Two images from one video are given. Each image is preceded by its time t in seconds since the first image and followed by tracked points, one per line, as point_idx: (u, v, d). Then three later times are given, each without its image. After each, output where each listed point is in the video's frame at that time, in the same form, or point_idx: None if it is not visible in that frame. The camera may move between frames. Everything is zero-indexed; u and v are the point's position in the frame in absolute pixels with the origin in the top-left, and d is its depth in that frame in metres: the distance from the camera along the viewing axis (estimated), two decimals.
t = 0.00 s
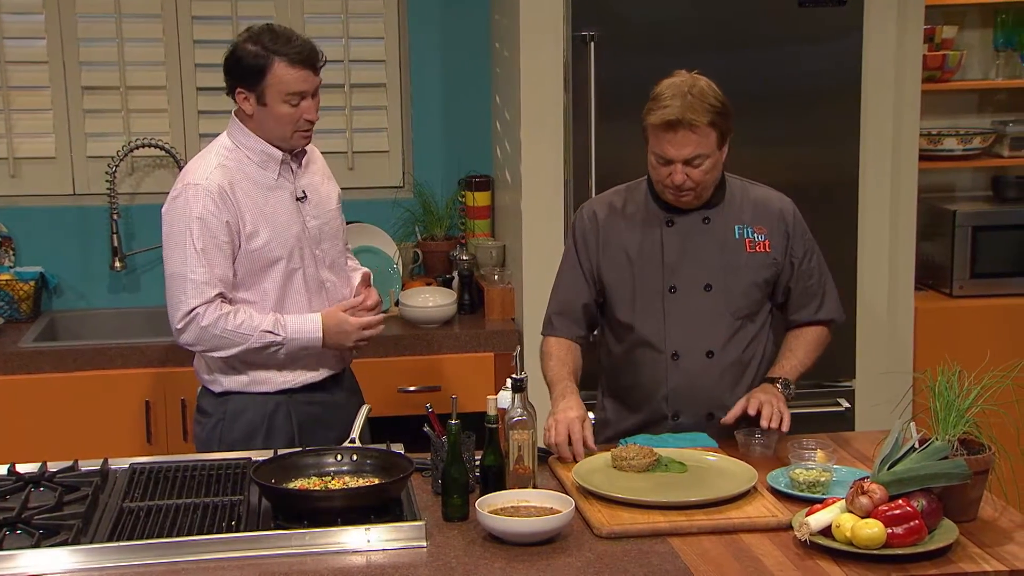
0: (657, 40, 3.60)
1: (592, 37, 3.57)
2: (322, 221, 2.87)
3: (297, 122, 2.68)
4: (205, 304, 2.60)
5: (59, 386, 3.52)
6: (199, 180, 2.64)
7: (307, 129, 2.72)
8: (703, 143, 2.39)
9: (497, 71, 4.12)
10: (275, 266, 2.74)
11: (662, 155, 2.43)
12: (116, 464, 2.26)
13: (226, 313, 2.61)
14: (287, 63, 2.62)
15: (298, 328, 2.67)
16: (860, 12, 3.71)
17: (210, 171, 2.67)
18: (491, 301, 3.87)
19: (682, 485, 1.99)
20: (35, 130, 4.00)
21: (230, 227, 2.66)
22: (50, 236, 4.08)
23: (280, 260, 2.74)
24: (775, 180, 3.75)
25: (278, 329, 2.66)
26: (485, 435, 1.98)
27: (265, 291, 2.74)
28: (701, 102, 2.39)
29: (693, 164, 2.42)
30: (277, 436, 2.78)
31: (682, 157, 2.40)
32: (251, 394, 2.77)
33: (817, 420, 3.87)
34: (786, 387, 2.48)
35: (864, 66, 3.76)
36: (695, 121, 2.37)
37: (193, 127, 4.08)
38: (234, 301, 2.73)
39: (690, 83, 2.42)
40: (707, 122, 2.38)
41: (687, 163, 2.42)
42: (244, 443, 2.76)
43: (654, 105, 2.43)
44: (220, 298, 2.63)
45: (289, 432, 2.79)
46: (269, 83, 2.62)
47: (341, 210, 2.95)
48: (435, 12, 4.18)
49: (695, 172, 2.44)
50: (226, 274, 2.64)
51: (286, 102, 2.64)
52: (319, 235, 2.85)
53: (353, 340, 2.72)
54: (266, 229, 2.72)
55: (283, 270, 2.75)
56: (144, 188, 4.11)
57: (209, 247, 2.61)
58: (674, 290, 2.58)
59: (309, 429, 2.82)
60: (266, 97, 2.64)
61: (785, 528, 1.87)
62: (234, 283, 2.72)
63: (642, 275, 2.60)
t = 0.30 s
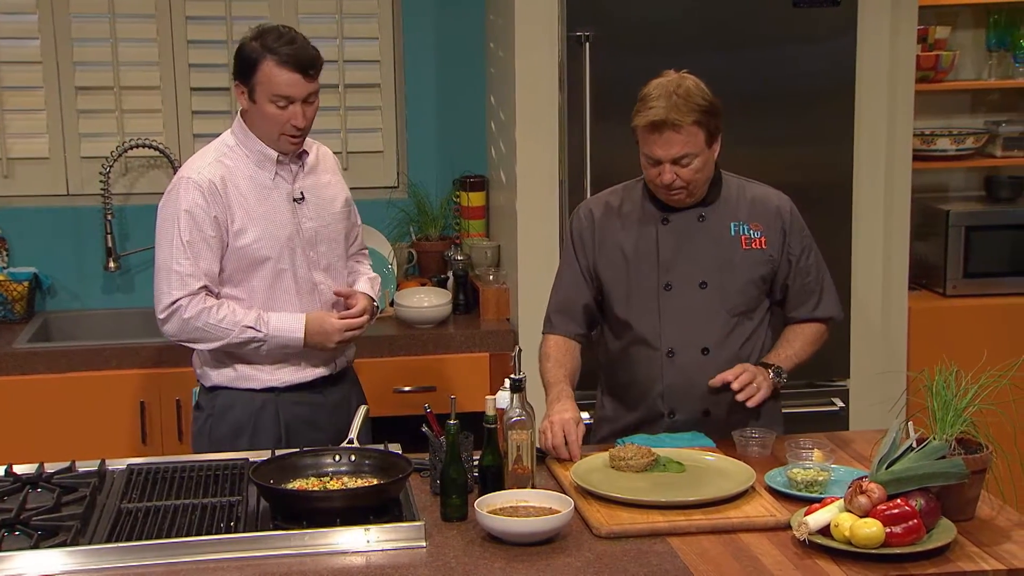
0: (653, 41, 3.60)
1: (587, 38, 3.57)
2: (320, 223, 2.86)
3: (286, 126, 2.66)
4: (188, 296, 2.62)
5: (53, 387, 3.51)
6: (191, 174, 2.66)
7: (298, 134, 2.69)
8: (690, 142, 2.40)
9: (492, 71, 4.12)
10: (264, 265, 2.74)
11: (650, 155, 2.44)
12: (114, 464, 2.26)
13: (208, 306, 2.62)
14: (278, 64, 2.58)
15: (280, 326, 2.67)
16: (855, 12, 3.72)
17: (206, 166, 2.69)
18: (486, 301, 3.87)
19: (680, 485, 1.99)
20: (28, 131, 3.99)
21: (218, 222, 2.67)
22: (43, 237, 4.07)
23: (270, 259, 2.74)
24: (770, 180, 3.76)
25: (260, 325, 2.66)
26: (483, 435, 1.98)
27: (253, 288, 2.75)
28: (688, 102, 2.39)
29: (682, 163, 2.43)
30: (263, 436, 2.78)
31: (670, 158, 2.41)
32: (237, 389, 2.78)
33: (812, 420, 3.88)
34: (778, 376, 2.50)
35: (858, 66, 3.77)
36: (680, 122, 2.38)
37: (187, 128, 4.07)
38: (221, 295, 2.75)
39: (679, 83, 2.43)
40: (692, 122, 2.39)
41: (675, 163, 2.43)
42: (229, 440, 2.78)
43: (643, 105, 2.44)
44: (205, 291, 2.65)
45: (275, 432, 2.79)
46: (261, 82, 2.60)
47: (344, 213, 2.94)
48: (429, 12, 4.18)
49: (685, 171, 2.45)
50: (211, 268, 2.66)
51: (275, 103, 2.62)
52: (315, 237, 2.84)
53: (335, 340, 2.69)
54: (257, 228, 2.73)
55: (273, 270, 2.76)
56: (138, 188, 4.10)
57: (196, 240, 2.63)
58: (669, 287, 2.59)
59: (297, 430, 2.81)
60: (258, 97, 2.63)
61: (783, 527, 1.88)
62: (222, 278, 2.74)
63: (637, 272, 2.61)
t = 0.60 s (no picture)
0: (647, 41, 3.61)
1: (582, 38, 3.57)
2: (322, 223, 2.86)
3: (282, 124, 2.66)
4: (179, 286, 2.66)
5: (47, 388, 3.50)
6: (193, 167, 2.71)
7: (296, 133, 2.69)
8: (684, 123, 2.41)
9: (486, 71, 4.13)
10: (259, 261, 2.75)
11: (647, 139, 2.46)
12: (111, 465, 2.26)
13: (197, 298, 2.66)
14: (276, 63, 2.58)
15: (267, 322, 2.67)
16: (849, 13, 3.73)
17: (209, 161, 2.73)
18: (481, 301, 3.87)
19: (679, 485, 2.00)
20: (21, 131, 3.98)
21: (214, 216, 2.71)
22: (36, 238, 4.06)
23: (265, 255, 2.75)
24: (764, 180, 3.76)
25: (247, 320, 2.67)
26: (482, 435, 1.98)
27: (248, 284, 2.76)
28: (683, 83, 2.43)
29: (677, 147, 2.44)
30: (254, 432, 2.78)
31: (664, 140, 2.43)
32: (231, 383, 2.79)
33: (806, 419, 3.89)
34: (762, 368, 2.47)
35: (853, 66, 3.78)
36: (673, 101, 2.41)
37: (181, 128, 4.07)
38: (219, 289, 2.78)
39: (674, 70, 2.47)
40: (686, 103, 2.41)
41: (670, 146, 2.44)
42: (221, 434, 2.79)
43: (640, 91, 2.48)
44: (197, 283, 2.69)
45: (268, 428, 2.79)
46: (260, 79, 2.61)
47: (352, 215, 2.93)
48: (424, 12, 4.19)
49: (679, 155, 2.45)
50: (204, 260, 2.69)
51: (272, 101, 2.62)
52: (314, 238, 2.83)
53: (319, 340, 2.66)
54: (254, 223, 2.75)
55: (268, 266, 2.76)
56: (132, 189, 4.09)
57: (190, 232, 2.67)
58: (663, 284, 2.60)
59: (290, 427, 2.82)
60: (258, 92, 2.64)
61: (782, 527, 1.89)
62: (218, 271, 2.77)
63: (633, 268, 2.63)
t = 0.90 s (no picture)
0: (647, 41, 3.61)
1: (582, 38, 3.57)
2: (333, 222, 2.85)
3: (294, 124, 2.66)
4: (186, 280, 2.68)
5: (46, 388, 3.50)
6: (205, 163, 2.73)
7: (307, 133, 2.69)
8: (681, 134, 2.42)
9: (485, 71, 4.13)
10: (267, 258, 2.76)
11: (645, 147, 2.47)
12: (113, 465, 2.26)
13: (204, 292, 2.67)
14: (287, 64, 2.58)
15: (271, 318, 2.67)
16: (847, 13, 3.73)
17: (221, 157, 2.75)
18: (480, 302, 3.87)
19: (682, 484, 2.00)
20: (20, 131, 3.98)
21: (223, 211, 2.73)
22: (35, 238, 4.06)
23: (273, 252, 2.76)
24: (764, 181, 3.76)
25: (252, 315, 2.67)
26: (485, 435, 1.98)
27: (256, 280, 2.77)
28: (682, 93, 2.42)
29: (674, 156, 2.45)
30: (258, 428, 2.79)
31: (661, 149, 2.43)
32: (239, 377, 2.80)
33: (806, 419, 3.89)
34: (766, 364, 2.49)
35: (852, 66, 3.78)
36: (668, 114, 2.41)
37: (179, 128, 4.07)
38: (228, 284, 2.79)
39: (677, 78, 2.46)
40: (682, 116, 2.41)
41: (667, 155, 2.44)
42: (227, 428, 2.80)
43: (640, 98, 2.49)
44: (205, 276, 2.70)
45: (272, 424, 2.80)
46: (272, 79, 2.61)
47: (366, 216, 2.92)
48: (424, 12, 4.19)
49: (677, 165, 2.46)
50: (212, 255, 2.71)
51: (283, 101, 2.63)
52: (325, 236, 2.83)
53: (321, 338, 2.66)
54: (263, 220, 2.76)
55: (276, 263, 2.77)
56: (132, 189, 4.09)
57: (199, 227, 2.69)
58: (664, 286, 2.61)
59: (294, 423, 2.82)
60: (270, 92, 2.64)
61: (785, 526, 1.89)
62: (228, 266, 2.78)
63: (634, 269, 2.64)
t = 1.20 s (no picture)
0: (650, 41, 3.61)
1: (585, 39, 3.57)
2: (348, 221, 2.85)
3: (309, 124, 2.66)
4: (202, 277, 2.69)
5: (50, 388, 3.51)
6: (221, 161, 2.74)
7: (322, 132, 2.69)
8: (674, 139, 2.42)
9: (488, 72, 4.13)
10: (281, 256, 2.77)
11: (637, 150, 2.47)
12: (120, 465, 2.27)
13: (218, 288, 2.68)
14: (302, 64, 2.58)
15: (284, 314, 2.67)
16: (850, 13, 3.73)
17: (237, 155, 2.76)
18: (484, 301, 3.87)
19: (689, 485, 2.00)
20: (23, 131, 3.98)
21: (239, 209, 2.73)
22: (38, 238, 4.06)
23: (287, 250, 2.77)
24: (768, 181, 3.77)
25: (265, 312, 2.67)
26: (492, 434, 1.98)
27: (271, 277, 2.78)
28: (678, 99, 2.42)
29: (667, 161, 2.45)
30: (270, 424, 2.79)
31: (653, 153, 2.43)
32: (254, 374, 2.80)
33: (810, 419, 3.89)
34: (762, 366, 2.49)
35: (855, 66, 3.78)
36: (663, 118, 2.41)
37: (182, 128, 4.07)
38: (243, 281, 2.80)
39: (674, 81, 2.46)
40: (676, 121, 2.41)
41: (660, 159, 2.45)
42: (240, 424, 2.81)
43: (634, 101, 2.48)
44: (221, 273, 2.71)
45: (284, 421, 2.80)
46: (287, 80, 2.62)
47: (381, 215, 2.92)
48: (427, 12, 4.19)
49: (670, 169, 2.46)
50: (228, 253, 2.72)
51: (298, 101, 2.63)
52: (338, 235, 2.83)
53: (333, 338, 2.66)
54: (277, 219, 2.76)
55: (289, 261, 2.77)
56: (135, 189, 4.09)
57: (214, 225, 2.71)
58: (658, 289, 2.61)
59: (305, 421, 2.82)
60: (285, 92, 2.65)
61: (792, 527, 1.89)
62: (243, 264, 2.79)
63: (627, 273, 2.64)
